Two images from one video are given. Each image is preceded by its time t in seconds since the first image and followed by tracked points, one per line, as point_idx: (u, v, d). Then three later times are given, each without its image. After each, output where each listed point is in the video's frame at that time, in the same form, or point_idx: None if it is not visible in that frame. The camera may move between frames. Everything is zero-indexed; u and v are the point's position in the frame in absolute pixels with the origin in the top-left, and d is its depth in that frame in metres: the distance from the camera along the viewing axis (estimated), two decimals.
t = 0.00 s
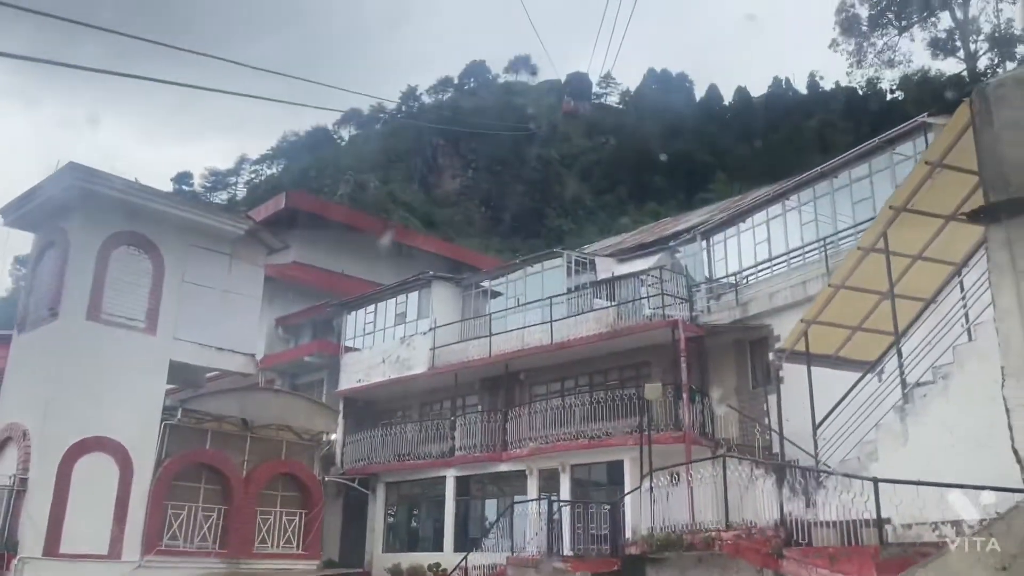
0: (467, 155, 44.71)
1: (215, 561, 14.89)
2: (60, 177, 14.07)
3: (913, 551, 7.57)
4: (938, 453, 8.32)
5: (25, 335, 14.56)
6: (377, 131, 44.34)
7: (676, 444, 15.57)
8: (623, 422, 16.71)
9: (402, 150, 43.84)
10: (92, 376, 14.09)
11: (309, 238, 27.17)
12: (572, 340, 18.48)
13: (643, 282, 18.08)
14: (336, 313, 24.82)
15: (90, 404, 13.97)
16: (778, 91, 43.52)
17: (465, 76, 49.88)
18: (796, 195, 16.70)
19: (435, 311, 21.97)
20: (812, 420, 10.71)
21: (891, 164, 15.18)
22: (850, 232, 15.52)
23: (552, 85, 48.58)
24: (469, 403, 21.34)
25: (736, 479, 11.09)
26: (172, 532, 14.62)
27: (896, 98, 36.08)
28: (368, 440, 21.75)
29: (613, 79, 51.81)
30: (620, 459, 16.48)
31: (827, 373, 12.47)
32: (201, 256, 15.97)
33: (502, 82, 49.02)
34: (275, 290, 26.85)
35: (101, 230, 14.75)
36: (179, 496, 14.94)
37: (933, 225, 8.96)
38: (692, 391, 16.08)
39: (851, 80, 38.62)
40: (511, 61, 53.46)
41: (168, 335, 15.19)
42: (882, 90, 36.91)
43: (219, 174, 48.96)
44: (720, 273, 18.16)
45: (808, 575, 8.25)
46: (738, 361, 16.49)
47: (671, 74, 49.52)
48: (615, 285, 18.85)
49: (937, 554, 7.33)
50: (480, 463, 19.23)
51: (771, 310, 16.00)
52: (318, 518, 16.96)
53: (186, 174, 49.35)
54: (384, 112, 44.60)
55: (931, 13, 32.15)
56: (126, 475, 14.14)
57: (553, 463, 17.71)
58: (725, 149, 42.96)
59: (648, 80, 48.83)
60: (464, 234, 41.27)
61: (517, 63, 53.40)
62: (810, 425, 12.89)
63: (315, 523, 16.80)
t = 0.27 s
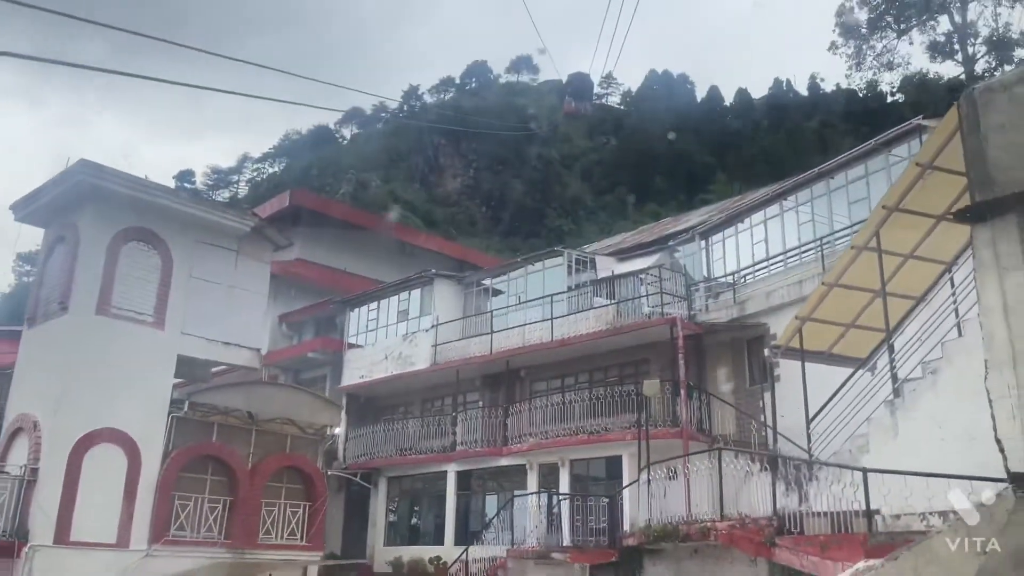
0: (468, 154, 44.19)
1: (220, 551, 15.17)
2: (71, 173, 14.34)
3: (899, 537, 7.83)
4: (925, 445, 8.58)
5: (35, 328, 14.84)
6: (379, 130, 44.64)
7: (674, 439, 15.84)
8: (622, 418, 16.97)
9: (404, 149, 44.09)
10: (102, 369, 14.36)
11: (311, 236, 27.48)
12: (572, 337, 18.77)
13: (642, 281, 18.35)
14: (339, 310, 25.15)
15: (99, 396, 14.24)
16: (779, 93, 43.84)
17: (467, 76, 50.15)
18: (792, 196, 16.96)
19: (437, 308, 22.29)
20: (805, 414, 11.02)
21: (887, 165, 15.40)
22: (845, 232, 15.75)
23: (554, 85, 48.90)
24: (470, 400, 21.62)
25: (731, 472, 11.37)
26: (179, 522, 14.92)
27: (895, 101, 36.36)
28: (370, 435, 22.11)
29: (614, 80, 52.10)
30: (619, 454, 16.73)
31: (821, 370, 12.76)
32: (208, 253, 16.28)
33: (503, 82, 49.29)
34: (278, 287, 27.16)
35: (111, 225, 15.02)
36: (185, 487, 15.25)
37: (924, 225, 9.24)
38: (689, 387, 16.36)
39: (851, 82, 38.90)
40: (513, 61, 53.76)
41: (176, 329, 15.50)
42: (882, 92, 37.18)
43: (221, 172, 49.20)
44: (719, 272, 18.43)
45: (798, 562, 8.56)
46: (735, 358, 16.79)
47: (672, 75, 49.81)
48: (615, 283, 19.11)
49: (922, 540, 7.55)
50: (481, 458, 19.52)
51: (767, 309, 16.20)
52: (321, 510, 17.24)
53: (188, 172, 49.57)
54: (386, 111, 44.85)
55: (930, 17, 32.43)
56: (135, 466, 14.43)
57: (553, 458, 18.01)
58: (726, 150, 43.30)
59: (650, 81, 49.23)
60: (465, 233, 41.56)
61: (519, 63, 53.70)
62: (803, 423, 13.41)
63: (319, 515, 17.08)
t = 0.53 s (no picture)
0: (471, 144, 44.54)
1: (230, 532, 15.54)
2: (84, 161, 14.63)
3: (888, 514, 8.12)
4: (916, 427, 8.85)
5: (48, 313, 15.14)
6: (383, 120, 44.80)
7: (674, 425, 16.14)
8: (622, 404, 17.28)
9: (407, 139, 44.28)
10: (114, 353, 14.67)
11: (316, 225, 27.67)
12: (574, 325, 19.05)
13: (643, 269, 18.62)
14: (344, 298, 25.44)
15: (111, 379, 14.54)
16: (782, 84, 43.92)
17: (470, 65, 50.25)
18: (793, 186, 17.17)
19: (441, 296, 22.57)
20: (801, 398, 11.35)
21: (885, 156, 15.53)
22: (844, 222, 15.94)
23: (557, 75, 49.02)
24: (473, 387, 21.95)
25: (728, 454, 11.68)
26: (189, 504, 15.26)
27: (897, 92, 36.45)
28: (375, 421, 22.51)
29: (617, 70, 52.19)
30: (620, 439, 17.03)
31: (818, 356, 13.05)
32: (216, 240, 16.57)
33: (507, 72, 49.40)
34: (283, 275, 27.45)
35: (123, 213, 15.30)
36: (195, 470, 15.59)
37: (918, 214, 9.49)
38: (689, 374, 16.65)
39: (854, 73, 38.97)
40: (516, 51, 53.82)
41: (186, 315, 15.81)
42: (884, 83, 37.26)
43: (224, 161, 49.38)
44: (719, 261, 18.69)
45: (792, 539, 8.88)
46: (734, 346, 17.08)
47: (675, 65, 49.88)
48: (616, 272, 19.39)
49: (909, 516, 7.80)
50: (485, 444, 19.87)
51: (766, 298, 16.48)
52: (328, 493, 17.62)
53: (192, 161, 49.77)
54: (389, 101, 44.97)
55: (932, 8, 32.48)
56: (146, 449, 14.75)
57: (555, 443, 18.33)
58: (729, 142, 43.79)
59: (653, 71, 49.29)
60: (469, 223, 41.83)
61: (522, 53, 53.78)
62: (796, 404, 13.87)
63: (325, 498, 17.46)
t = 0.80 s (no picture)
0: (473, 129, 44.50)
1: (240, 509, 15.90)
2: (94, 145, 14.86)
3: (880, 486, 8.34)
4: (910, 403, 9.02)
5: (60, 294, 15.44)
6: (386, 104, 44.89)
7: (675, 405, 16.43)
8: (624, 385, 17.57)
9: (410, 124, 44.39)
10: (125, 333, 14.96)
11: (321, 208, 27.87)
12: (576, 307, 19.30)
13: (646, 252, 18.85)
14: (350, 281, 25.73)
15: (123, 359, 14.84)
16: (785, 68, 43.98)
17: (473, 49, 50.29)
18: (794, 169, 17.33)
19: (445, 280, 22.84)
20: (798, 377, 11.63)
21: (885, 139, 15.67)
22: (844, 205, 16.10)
23: (560, 59, 49.06)
24: (477, 368, 22.25)
25: (727, 431, 11.96)
26: (200, 481, 15.60)
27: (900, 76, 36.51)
28: (381, 401, 22.88)
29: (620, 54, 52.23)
30: (620, 419, 17.34)
31: (817, 336, 13.30)
32: (224, 223, 16.82)
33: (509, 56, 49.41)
34: (288, 258, 27.73)
35: (132, 196, 15.54)
36: (206, 448, 15.92)
37: (915, 196, 9.68)
38: (690, 355, 16.92)
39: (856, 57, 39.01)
40: (519, 35, 53.82)
41: (195, 297, 16.08)
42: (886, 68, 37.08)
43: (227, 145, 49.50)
44: (720, 245, 18.91)
45: (788, 511, 9.17)
46: (735, 327, 17.33)
47: (678, 49, 49.92)
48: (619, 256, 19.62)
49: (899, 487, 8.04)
50: (488, 424, 20.19)
51: (766, 280, 16.70)
52: (335, 472, 17.98)
53: (195, 146, 49.86)
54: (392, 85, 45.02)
55: None
56: (157, 427, 15.07)
57: (557, 423, 18.63)
58: (731, 127, 43.96)
59: (657, 56, 49.55)
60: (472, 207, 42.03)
61: (525, 37, 53.78)
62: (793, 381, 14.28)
63: (332, 477, 17.82)
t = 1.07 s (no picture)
0: (476, 108, 44.46)
1: (250, 480, 16.31)
2: (104, 124, 15.07)
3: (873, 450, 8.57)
4: (904, 372, 9.21)
5: (73, 270, 15.74)
6: (387, 83, 44.92)
7: (676, 378, 16.76)
8: (626, 359, 17.87)
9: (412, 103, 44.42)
10: (137, 309, 15.25)
11: (326, 187, 28.07)
12: (579, 283, 19.56)
13: (648, 229, 19.07)
14: (355, 259, 26.03)
15: (135, 334, 15.15)
16: (789, 45, 43.88)
17: (475, 27, 50.18)
18: (795, 146, 17.50)
19: (449, 257, 23.07)
20: (795, 347, 11.91)
21: (886, 115, 15.84)
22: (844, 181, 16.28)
23: (562, 37, 48.97)
24: (481, 344, 22.57)
25: (726, 401, 12.26)
26: (212, 453, 15.98)
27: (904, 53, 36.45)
28: (387, 376, 23.28)
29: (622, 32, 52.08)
30: (622, 393, 17.64)
31: (816, 310, 13.56)
32: (231, 200, 17.08)
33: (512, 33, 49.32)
34: (294, 236, 27.98)
35: (143, 174, 15.77)
36: (216, 421, 16.30)
37: (912, 170, 9.91)
38: (691, 329, 17.21)
39: (860, 34, 38.93)
40: (522, 12, 53.67)
41: (204, 273, 16.37)
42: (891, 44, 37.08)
43: (229, 125, 49.53)
44: (721, 221, 19.12)
45: (784, 476, 9.50)
46: (735, 303, 17.59)
47: (681, 26, 49.80)
48: (621, 233, 19.84)
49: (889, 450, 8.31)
50: (493, 399, 20.54)
51: (767, 256, 16.96)
52: (342, 445, 18.38)
53: (198, 126, 49.91)
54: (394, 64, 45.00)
55: None
56: (170, 401, 15.42)
57: (560, 397, 18.98)
58: (735, 104, 43.75)
59: (660, 33, 49.48)
60: (474, 186, 42.18)
61: (528, 14, 53.66)
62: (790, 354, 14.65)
63: (340, 450, 18.22)
